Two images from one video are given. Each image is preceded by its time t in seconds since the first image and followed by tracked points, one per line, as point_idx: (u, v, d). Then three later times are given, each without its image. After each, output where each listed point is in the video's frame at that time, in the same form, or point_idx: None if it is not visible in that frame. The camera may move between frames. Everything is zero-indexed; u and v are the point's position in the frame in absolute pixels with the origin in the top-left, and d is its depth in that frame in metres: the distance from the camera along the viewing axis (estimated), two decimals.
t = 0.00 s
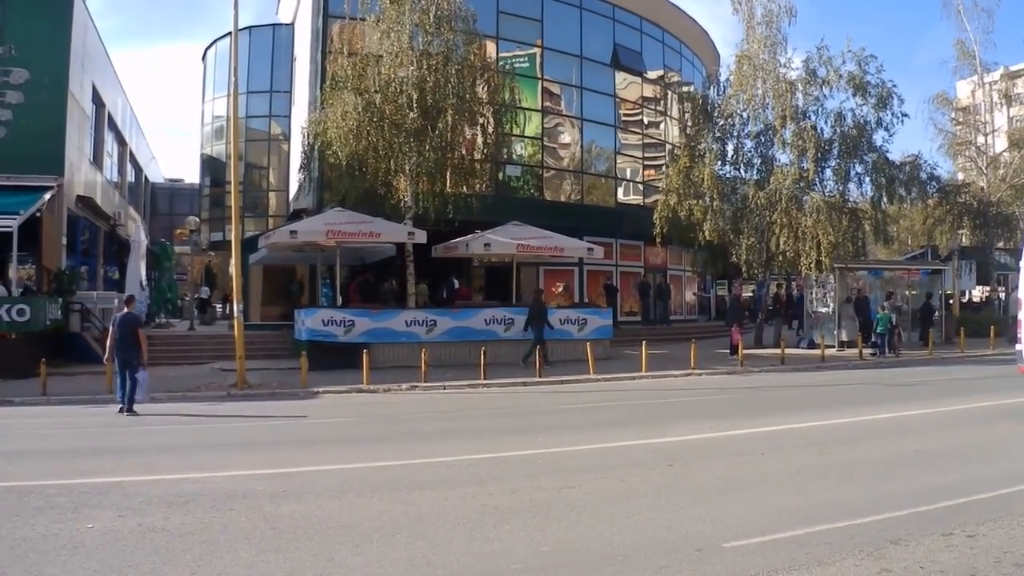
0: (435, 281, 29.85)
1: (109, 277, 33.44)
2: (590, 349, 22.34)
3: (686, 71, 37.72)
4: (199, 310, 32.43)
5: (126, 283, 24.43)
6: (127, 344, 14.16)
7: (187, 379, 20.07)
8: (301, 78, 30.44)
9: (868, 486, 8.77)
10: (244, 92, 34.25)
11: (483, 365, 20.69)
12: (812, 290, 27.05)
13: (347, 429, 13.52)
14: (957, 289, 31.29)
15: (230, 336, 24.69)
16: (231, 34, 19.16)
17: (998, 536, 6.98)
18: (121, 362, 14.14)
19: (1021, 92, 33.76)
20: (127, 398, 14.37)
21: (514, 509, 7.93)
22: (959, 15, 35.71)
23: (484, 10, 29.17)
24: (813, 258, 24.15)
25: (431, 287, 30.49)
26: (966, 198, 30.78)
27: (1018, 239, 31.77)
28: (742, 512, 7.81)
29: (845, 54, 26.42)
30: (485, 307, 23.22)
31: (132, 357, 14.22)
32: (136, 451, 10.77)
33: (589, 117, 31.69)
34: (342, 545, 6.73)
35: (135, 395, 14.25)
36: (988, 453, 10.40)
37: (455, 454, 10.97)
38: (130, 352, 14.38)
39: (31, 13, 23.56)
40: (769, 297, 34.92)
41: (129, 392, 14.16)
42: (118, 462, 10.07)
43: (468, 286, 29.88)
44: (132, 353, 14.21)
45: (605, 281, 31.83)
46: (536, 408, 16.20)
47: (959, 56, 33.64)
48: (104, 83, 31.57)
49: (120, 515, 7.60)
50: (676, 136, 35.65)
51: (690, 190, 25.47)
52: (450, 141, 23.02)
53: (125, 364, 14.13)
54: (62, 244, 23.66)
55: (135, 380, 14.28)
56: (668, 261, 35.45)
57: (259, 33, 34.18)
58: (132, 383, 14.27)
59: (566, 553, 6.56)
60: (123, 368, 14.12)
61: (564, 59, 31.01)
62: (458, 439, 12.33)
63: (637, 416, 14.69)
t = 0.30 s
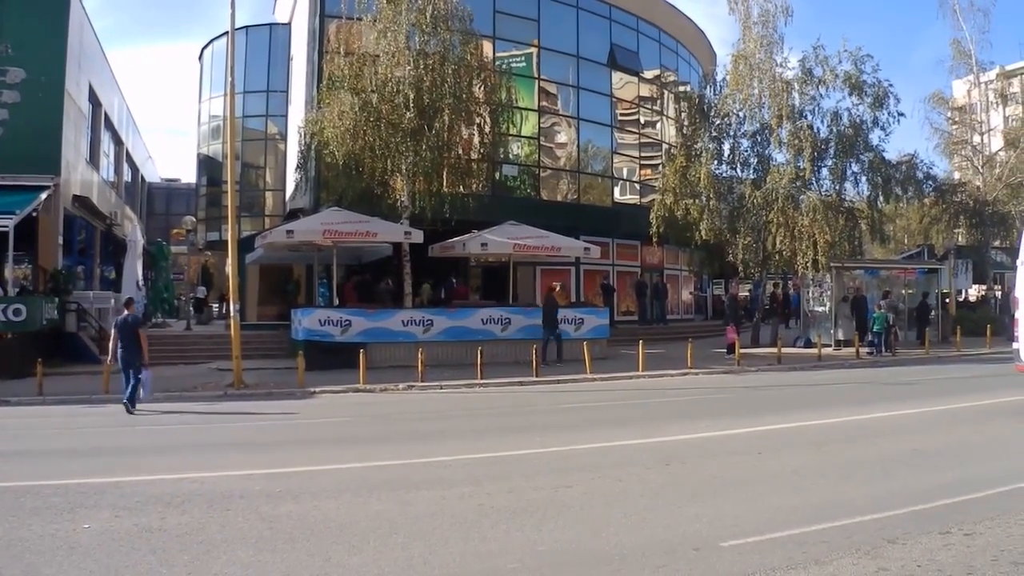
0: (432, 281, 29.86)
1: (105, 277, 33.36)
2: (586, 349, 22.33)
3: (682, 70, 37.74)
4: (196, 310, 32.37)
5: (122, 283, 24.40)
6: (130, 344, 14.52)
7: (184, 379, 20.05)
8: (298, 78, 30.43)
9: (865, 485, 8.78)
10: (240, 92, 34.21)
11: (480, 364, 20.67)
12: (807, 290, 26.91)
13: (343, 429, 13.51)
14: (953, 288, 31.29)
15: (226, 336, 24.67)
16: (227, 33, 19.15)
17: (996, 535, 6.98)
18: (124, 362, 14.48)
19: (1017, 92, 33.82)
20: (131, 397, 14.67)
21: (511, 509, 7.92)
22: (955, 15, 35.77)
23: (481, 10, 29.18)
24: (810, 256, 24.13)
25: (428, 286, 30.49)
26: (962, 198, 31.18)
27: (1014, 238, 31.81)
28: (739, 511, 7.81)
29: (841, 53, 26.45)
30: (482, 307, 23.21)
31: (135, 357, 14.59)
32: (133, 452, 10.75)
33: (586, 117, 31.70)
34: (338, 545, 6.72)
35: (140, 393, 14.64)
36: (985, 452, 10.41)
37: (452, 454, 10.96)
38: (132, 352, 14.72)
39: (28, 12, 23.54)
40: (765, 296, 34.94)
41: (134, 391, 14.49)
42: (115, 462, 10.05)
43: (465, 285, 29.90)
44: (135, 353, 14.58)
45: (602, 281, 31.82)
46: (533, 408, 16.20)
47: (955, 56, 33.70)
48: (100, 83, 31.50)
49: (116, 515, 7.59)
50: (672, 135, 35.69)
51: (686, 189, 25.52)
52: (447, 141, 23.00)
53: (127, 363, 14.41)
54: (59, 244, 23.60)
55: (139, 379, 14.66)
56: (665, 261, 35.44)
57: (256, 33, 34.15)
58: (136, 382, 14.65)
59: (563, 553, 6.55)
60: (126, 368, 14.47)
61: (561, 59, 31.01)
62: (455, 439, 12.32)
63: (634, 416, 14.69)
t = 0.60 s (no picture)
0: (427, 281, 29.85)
1: (99, 277, 33.28)
2: (582, 349, 22.33)
3: (678, 71, 37.78)
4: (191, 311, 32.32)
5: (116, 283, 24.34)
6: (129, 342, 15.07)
7: (179, 379, 20.01)
8: (293, 78, 30.38)
9: (860, 485, 8.78)
10: (235, 92, 34.15)
11: (475, 365, 20.65)
12: (803, 290, 26.94)
13: (338, 429, 13.48)
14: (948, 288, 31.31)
15: (221, 336, 24.64)
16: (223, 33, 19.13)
17: (989, 534, 7.00)
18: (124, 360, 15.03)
19: (1012, 93, 33.92)
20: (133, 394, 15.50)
21: (505, 510, 7.92)
22: (950, 16, 35.86)
23: (476, 10, 29.18)
24: (805, 257, 24.17)
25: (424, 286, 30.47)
26: (957, 198, 31.21)
27: (1009, 238, 31.91)
28: (733, 511, 7.81)
29: (837, 54, 26.49)
30: (477, 308, 23.20)
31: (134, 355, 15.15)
32: (127, 453, 10.72)
33: (581, 118, 31.71)
34: (333, 546, 6.70)
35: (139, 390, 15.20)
36: (979, 452, 10.43)
37: (447, 455, 10.95)
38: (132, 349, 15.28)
39: (22, 11, 23.46)
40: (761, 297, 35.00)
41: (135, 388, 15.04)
42: (109, 463, 10.02)
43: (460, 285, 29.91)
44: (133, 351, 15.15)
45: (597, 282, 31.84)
46: (528, 408, 16.19)
47: (950, 57, 33.79)
48: (95, 82, 31.41)
49: (110, 516, 7.56)
50: (668, 136, 35.71)
51: (682, 189, 25.57)
52: (442, 141, 22.98)
53: (127, 361, 15.15)
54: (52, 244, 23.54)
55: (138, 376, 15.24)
56: (660, 261, 35.47)
57: (251, 33, 34.09)
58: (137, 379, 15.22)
59: (558, 553, 6.54)
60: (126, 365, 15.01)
61: (556, 60, 31.03)
62: (450, 440, 12.30)
63: (628, 416, 14.70)
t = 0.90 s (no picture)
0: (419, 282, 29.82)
1: (89, 278, 33.12)
2: (573, 350, 22.32)
3: (670, 72, 37.82)
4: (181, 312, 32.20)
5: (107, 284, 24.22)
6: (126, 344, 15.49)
7: (169, 381, 19.95)
8: (285, 78, 30.29)
9: (849, 486, 8.79)
10: (227, 92, 34.03)
11: (467, 366, 20.62)
12: (795, 291, 27.01)
13: (330, 430, 13.44)
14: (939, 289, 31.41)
15: (213, 337, 24.56)
16: (214, 33, 19.07)
17: (980, 534, 7.02)
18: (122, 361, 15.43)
19: (1003, 95, 34.08)
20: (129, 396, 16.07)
21: (498, 510, 7.91)
22: (942, 18, 36.01)
23: (469, 11, 29.18)
24: (796, 258, 24.22)
25: (416, 287, 30.43)
26: (948, 200, 31.09)
27: (999, 239, 32.06)
28: (725, 512, 7.82)
29: (829, 55, 26.54)
30: (469, 309, 23.18)
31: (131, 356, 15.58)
32: (117, 454, 10.66)
33: (574, 119, 31.72)
34: (324, 548, 6.67)
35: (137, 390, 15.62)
36: (970, 452, 10.45)
37: (439, 456, 10.93)
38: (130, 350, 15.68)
39: (12, 11, 23.36)
40: (753, 297, 35.06)
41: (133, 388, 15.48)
42: (100, 464, 9.97)
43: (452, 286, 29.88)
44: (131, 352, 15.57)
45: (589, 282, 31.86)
46: (520, 409, 16.17)
47: (942, 59, 33.94)
48: (86, 82, 31.28)
49: (100, 518, 7.53)
50: (660, 138, 35.74)
51: (674, 191, 25.57)
52: (434, 142, 22.95)
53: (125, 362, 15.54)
54: (42, 245, 23.44)
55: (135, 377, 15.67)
56: (652, 262, 35.49)
57: (243, 33, 34.00)
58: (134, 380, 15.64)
59: (550, 554, 6.54)
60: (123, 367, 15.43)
61: (548, 61, 31.03)
62: (442, 441, 12.28)
63: (620, 417, 14.71)
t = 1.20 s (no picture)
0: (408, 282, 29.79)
1: (78, 277, 32.92)
2: (562, 350, 22.35)
3: (660, 72, 37.89)
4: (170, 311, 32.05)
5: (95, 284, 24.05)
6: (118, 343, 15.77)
7: (158, 381, 19.85)
8: (274, 77, 30.18)
9: (837, 486, 8.82)
10: (216, 91, 33.86)
11: (456, 366, 20.59)
12: (783, 291, 26.99)
13: (319, 431, 13.40)
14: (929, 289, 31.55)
15: (202, 337, 24.45)
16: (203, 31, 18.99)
17: (967, 533, 7.05)
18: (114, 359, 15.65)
19: (992, 95, 34.25)
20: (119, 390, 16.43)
21: (487, 511, 7.88)
22: (931, 19, 36.18)
23: (459, 10, 29.17)
24: (785, 258, 24.28)
25: (405, 287, 30.40)
26: (937, 200, 31.43)
27: (988, 239, 32.22)
28: (713, 511, 7.83)
29: (819, 55, 26.62)
30: (458, 308, 23.15)
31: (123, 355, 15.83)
32: (105, 455, 10.59)
33: (563, 118, 31.74)
34: (313, 548, 6.65)
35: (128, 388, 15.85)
36: (958, 452, 10.49)
37: (428, 456, 10.90)
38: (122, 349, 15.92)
39: None
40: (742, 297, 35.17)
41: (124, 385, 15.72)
42: (88, 465, 9.90)
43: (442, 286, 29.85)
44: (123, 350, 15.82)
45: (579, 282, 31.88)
46: (510, 409, 16.15)
47: (931, 59, 34.11)
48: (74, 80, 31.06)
49: (88, 519, 7.46)
50: (650, 137, 35.80)
51: (663, 191, 25.62)
52: (423, 142, 22.92)
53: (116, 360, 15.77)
54: (29, 244, 23.23)
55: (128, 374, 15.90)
56: (642, 262, 35.51)
57: (232, 32, 33.86)
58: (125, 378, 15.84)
59: (539, 554, 6.53)
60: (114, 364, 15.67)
61: (538, 60, 31.04)
62: (432, 441, 12.26)
63: (610, 417, 14.72)
